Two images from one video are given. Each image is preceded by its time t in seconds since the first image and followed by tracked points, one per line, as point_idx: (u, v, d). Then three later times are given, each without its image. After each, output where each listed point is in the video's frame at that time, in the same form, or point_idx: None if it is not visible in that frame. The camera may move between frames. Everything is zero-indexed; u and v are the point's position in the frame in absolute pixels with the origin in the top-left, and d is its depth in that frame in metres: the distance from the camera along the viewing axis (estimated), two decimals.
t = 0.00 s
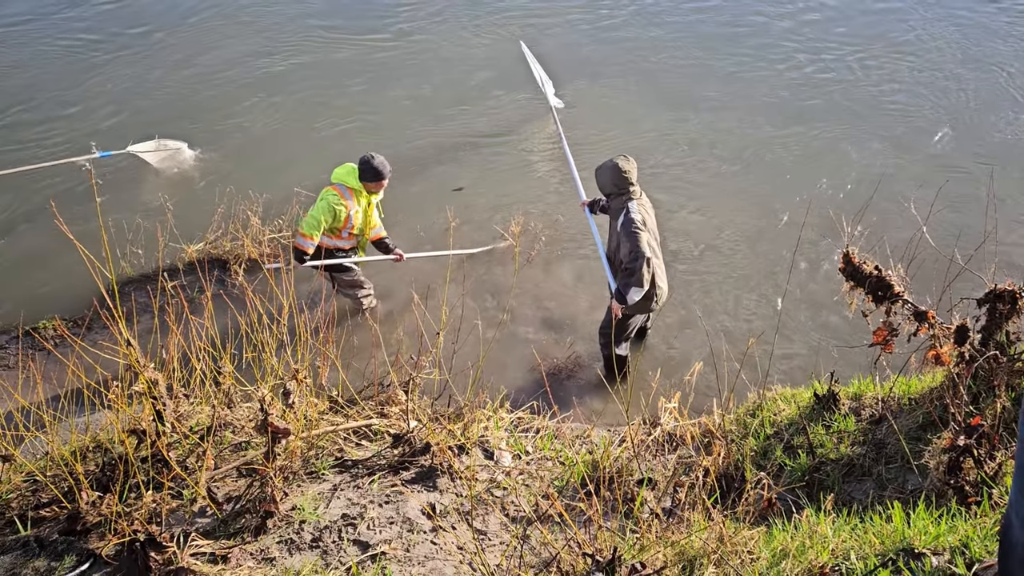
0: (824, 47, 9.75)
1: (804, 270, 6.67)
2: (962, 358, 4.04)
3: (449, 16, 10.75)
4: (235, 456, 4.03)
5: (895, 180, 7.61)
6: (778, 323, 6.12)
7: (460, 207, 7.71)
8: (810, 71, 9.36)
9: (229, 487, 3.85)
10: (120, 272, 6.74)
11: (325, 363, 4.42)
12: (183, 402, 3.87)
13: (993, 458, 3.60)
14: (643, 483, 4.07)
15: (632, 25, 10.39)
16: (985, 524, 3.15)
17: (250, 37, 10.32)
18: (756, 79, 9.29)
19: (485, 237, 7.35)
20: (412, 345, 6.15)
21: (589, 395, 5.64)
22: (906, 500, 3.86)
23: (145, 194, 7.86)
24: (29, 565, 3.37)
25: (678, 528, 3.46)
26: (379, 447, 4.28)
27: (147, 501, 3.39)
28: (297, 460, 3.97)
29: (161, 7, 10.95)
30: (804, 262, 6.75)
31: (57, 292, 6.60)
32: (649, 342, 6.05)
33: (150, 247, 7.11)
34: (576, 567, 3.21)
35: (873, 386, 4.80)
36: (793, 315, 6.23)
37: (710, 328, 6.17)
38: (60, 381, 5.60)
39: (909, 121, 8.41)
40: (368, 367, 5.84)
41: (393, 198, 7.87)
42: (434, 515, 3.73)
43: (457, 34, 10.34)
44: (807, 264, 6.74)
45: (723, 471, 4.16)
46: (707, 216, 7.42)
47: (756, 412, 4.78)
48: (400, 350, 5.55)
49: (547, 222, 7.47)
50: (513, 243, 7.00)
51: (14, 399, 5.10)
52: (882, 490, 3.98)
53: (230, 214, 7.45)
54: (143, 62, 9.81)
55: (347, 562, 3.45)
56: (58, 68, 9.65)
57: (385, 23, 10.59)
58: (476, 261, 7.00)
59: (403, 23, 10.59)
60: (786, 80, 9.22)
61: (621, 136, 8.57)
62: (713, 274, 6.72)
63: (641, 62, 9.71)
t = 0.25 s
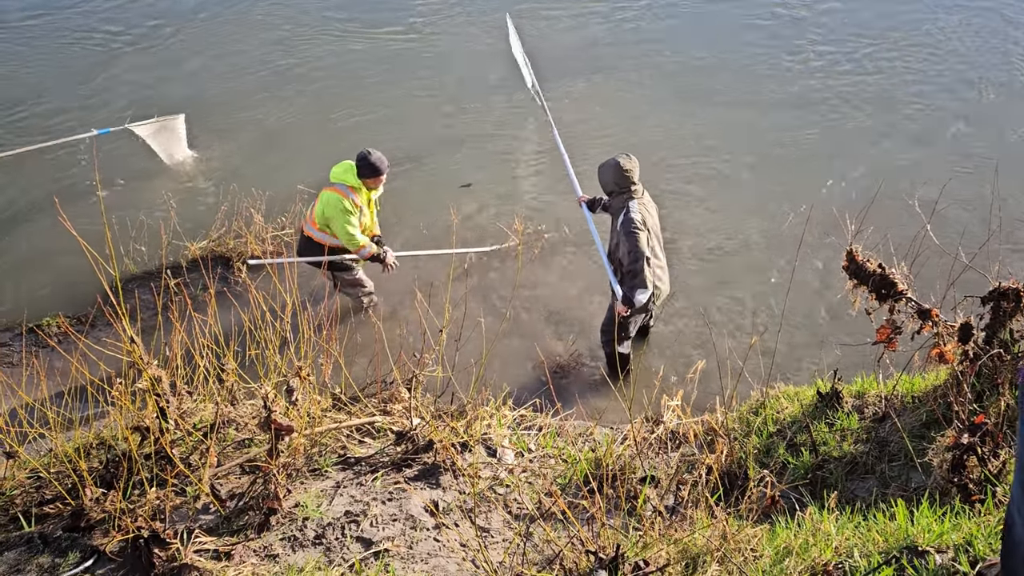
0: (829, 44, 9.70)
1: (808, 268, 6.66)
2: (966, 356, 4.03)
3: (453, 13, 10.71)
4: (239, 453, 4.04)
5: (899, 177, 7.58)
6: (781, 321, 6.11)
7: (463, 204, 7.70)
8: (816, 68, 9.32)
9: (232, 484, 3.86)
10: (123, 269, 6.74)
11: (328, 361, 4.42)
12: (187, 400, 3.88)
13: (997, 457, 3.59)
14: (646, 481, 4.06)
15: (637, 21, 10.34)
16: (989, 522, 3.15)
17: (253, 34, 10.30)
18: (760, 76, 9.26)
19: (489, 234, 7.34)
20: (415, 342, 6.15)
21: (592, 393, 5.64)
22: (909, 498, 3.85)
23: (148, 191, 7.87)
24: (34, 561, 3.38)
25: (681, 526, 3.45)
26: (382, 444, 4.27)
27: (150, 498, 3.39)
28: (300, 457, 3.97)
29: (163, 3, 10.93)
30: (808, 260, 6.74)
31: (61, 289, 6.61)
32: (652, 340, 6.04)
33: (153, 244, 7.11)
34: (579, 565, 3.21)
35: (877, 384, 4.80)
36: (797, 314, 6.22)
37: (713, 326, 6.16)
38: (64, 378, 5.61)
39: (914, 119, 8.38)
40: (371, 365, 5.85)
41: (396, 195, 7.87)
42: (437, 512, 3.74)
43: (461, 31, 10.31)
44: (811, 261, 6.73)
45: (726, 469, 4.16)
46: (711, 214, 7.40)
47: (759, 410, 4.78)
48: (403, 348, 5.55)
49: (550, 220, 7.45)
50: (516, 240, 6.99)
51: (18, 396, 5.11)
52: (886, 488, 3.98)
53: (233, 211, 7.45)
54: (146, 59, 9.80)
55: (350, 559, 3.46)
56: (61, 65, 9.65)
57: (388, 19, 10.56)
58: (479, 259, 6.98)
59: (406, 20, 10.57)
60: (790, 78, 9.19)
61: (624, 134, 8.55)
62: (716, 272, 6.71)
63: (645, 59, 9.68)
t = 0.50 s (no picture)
0: (831, 42, 9.68)
1: (809, 266, 6.65)
2: (966, 354, 4.03)
3: (454, 11, 10.70)
4: (240, 451, 4.04)
5: (901, 176, 7.58)
6: (783, 319, 6.10)
7: (464, 203, 7.70)
8: (817, 67, 9.31)
9: (234, 482, 3.86)
10: (125, 267, 6.75)
11: (330, 359, 4.43)
12: (188, 398, 3.88)
13: (998, 455, 3.59)
14: (646, 478, 4.07)
15: (638, 20, 10.33)
16: (989, 520, 3.15)
17: (254, 33, 10.30)
18: (761, 74, 9.25)
19: (489, 233, 7.34)
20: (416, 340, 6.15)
21: (593, 391, 5.64)
22: (910, 495, 3.86)
23: (150, 189, 7.87)
24: (35, 559, 3.38)
25: (682, 523, 3.46)
26: (383, 442, 4.27)
27: (152, 495, 3.39)
28: (301, 455, 3.97)
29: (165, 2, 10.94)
30: (809, 259, 6.73)
31: (62, 287, 6.62)
32: (653, 338, 6.04)
33: (155, 242, 7.12)
34: (579, 562, 3.21)
35: (877, 382, 4.80)
36: (797, 312, 6.22)
37: (714, 324, 6.15)
38: (66, 376, 5.62)
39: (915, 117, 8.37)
40: (371, 363, 5.86)
41: (397, 194, 7.86)
42: (438, 510, 3.75)
43: (462, 30, 10.30)
44: (812, 260, 6.72)
45: (727, 466, 4.16)
46: (713, 213, 7.39)
47: (760, 408, 4.78)
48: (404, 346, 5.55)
49: (551, 218, 7.45)
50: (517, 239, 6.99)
51: (20, 394, 5.12)
52: (886, 486, 3.98)
53: (234, 209, 7.45)
54: (147, 58, 9.80)
55: (351, 556, 3.46)
56: (62, 63, 9.65)
57: (390, 18, 10.56)
58: (480, 258, 6.98)
59: (408, 19, 10.57)
60: (792, 76, 9.17)
61: (625, 132, 8.54)
62: (717, 271, 6.70)
63: (646, 57, 9.67)
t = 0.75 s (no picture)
0: (831, 41, 9.67)
1: (809, 264, 6.65)
2: (966, 352, 4.03)
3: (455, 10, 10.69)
4: (240, 450, 4.04)
5: (901, 174, 7.57)
6: (783, 318, 6.10)
7: (464, 201, 7.69)
8: (818, 65, 9.29)
9: (233, 481, 3.86)
10: (125, 266, 6.75)
11: (329, 358, 4.43)
12: (188, 397, 3.88)
13: (997, 453, 3.59)
14: (646, 477, 4.07)
15: (638, 19, 10.32)
16: (989, 519, 3.14)
17: (254, 32, 10.29)
18: (762, 73, 9.24)
19: (490, 231, 7.34)
20: (416, 338, 6.15)
21: (593, 389, 5.64)
22: (909, 494, 3.86)
23: (149, 188, 7.87)
24: (35, 558, 3.38)
25: (681, 522, 3.46)
26: (383, 441, 4.28)
27: (151, 495, 3.38)
28: (301, 454, 3.96)
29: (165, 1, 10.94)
30: (809, 257, 6.73)
31: (63, 286, 6.62)
32: (653, 337, 6.04)
33: (155, 241, 7.12)
34: (579, 561, 3.21)
35: (877, 380, 4.80)
36: (798, 310, 6.21)
37: (714, 322, 6.15)
38: (66, 375, 5.63)
39: (916, 115, 8.36)
40: (371, 362, 5.85)
41: (397, 192, 7.86)
42: (438, 509, 3.75)
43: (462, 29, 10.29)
44: (812, 258, 6.72)
45: (727, 465, 4.15)
46: (713, 211, 7.39)
47: (759, 406, 4.77)
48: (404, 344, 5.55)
49: (552, 217, 7.45)
50: (517, 237, 6.99)
51: (20, 394, 5.12)
52: (886, 484, 3.98)
53: (234, 208, 7.45)
54: (147, 57, 9.79)
55: (351, 556, 3.47)
56: (62, 63, 9.65)
57: (390, 17, 10.56)
58: (480, 256, 6.99)
59: (408, 17, 10.57)
60: (792, 74, 9.16)
61: (626, 131, 8.53)
62: (717, 269, 6.70)
63: (646, 56, 9.66)
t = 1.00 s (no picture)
0: (832, 40, 9.67)
1: (810, 262, 6.65)
2: (967, 351, 4.03)
3: (456, 10, 10.69)
4: (240, 449, 4.03)
5: (902, 173, 7.55)
6: (783, 316, 6.10)
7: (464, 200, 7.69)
8: (818, 64, 9.29)
9: (233, 480, 3.86)
10: (125, 265, 6.75)
11: (329, 356, 4.43)
12: (188, 395, 3.87)
13: (998, 452, 3.58)
14: (646, 476, 4.06)
15: (639, 19, 10.33)
16: (989, 517, 3.14)
17: (254, 32, 10.29)
18: (762, 72, 9.23)
19: (490, 230, 7.34)
20: (416, 337, 6.16)
21: (593, 388, 5.64)
22: (910, 492, 3.85)
23: (149, 187, 7.87)
24: (35, 556, 3.38)
25: (681, 521, 3.45)
26: (383, 440, 4.28)
27: (151, 493, 3.37)
28: (302, 452, 3.96)
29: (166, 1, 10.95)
30: (810, 255, 6.72)
31: (63, 284, 6.62)
32: (653, 335, 6.04)
33: (155, 240, 7.12)
34: (579, 560, 3.21)
35: (878, 379, 4.79)
36: (798, 309, 6.20)
37: (714, 321, 6.15)
38: (66, 374, 5.63)
39: (917, 114, 8.35)
40: (372, 361, 5.85)
41: (397, 191, 7.86)
42: (438, 507, 3.75)
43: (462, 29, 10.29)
44: (812, 256, 6.72)
45: (727, 464, 4.15)
46: (714, 210, 7.37)
47: (760, 405, 4.77)
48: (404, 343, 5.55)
49: (552, 216, 7.44)
50: (517, 235, 6.99)
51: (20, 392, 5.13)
52: (886, 483, 3.98)
53: (234, 207, 7.45)
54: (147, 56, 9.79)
55: (351, 554, 3.47)
56: (62, 61, 9.65)
57: (390, 17, 10.57)
58: (481, 255, 6.99)
59: (408, 17, 10.58)
60: (793, 74, 9.15)
61: (626, 129, 8.52)
62: (717, 268, 6.69)
63: (646, 55, 9.65)
